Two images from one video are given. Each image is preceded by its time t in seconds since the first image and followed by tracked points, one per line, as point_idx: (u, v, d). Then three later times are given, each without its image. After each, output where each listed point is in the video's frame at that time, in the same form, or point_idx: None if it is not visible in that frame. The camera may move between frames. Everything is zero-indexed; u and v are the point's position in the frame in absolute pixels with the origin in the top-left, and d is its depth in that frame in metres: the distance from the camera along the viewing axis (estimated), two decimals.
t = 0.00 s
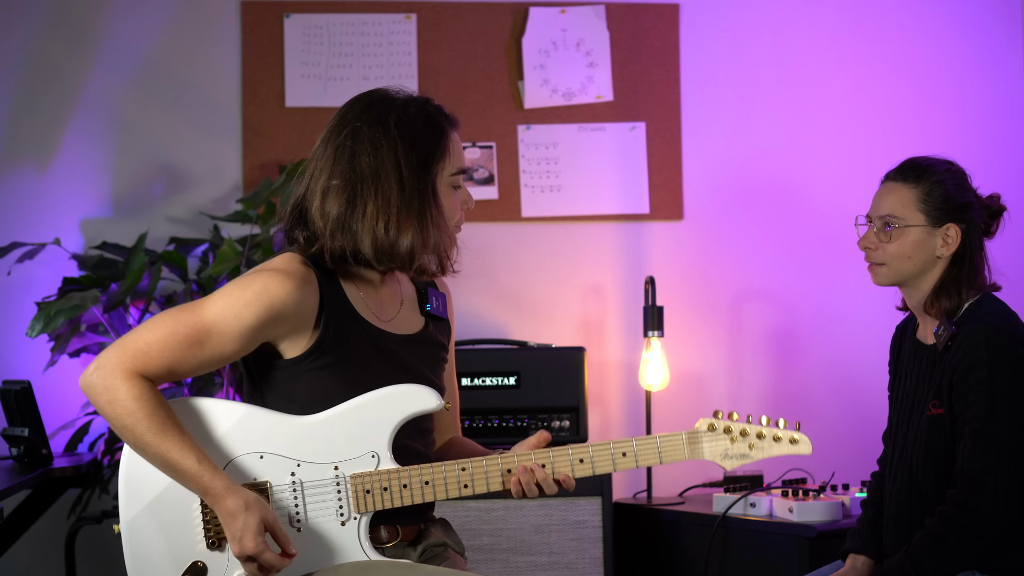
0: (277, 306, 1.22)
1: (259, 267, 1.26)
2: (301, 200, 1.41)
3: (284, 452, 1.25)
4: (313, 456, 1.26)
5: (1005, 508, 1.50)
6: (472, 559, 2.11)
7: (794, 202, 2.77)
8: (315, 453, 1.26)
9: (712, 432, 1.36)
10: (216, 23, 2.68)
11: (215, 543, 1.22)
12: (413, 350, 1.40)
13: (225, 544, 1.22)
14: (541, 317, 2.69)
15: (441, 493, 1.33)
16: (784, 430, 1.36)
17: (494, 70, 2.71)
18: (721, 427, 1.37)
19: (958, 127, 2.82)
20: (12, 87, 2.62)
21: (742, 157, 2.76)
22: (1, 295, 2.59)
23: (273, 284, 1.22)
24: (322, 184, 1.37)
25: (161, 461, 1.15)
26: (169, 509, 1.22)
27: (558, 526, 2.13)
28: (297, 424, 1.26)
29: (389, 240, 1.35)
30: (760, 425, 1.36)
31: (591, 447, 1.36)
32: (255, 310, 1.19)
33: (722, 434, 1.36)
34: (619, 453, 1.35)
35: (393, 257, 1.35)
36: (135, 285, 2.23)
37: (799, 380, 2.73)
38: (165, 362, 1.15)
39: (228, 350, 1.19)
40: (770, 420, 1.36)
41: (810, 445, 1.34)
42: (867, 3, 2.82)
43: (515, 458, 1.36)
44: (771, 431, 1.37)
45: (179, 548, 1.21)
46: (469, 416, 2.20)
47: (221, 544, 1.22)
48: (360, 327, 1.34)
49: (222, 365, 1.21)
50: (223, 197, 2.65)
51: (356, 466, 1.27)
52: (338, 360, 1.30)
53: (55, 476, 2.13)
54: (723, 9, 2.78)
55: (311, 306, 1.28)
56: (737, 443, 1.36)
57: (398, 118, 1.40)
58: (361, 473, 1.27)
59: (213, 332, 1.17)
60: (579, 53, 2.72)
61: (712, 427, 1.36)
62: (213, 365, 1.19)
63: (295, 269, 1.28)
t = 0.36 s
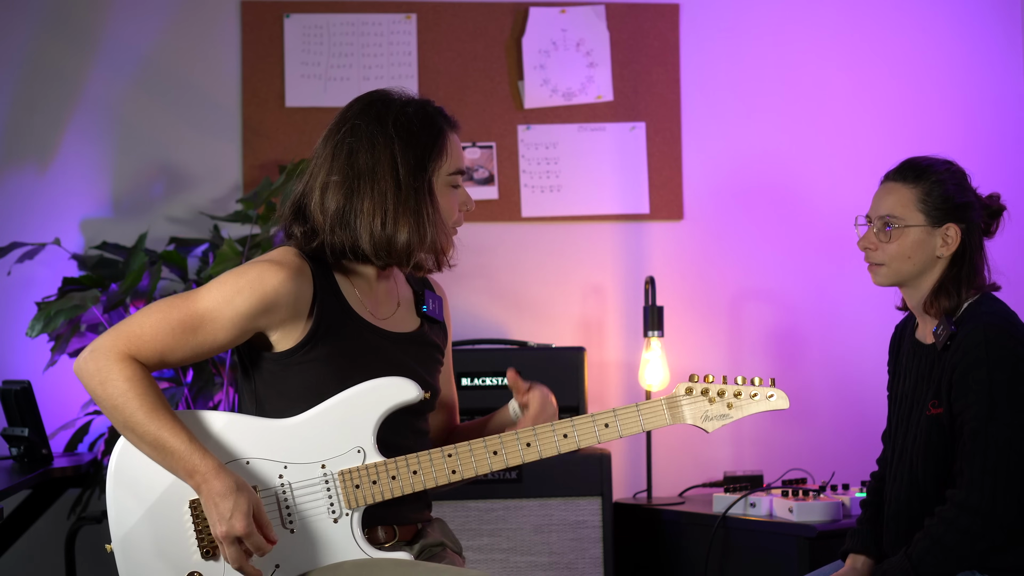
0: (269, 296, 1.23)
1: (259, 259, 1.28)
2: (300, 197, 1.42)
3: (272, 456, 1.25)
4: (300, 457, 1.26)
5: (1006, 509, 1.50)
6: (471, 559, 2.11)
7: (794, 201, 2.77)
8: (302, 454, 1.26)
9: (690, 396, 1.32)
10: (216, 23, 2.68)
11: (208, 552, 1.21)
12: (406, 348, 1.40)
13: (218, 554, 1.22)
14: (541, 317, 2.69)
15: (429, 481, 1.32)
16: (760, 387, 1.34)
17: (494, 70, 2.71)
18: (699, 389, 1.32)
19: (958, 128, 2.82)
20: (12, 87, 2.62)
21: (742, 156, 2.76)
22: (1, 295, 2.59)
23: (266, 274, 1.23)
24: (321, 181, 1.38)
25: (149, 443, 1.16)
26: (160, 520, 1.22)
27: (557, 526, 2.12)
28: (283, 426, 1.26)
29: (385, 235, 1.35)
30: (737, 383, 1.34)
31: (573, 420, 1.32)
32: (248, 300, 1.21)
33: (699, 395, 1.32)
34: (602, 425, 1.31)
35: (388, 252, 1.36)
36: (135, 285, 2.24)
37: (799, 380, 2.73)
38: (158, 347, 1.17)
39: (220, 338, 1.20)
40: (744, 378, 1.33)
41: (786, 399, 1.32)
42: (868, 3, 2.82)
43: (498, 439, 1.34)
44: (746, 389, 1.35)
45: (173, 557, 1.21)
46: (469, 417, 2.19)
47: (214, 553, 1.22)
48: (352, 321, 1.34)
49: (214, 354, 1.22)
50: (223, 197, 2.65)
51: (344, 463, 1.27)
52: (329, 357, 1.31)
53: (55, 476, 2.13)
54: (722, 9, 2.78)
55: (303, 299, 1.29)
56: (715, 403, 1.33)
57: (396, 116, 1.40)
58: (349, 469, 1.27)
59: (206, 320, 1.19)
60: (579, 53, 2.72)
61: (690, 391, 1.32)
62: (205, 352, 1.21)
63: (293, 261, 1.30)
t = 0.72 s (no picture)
0: (270, 297, 1.23)
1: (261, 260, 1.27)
2: (306, 192, 1.41)
3: (275, 455, 1.25)
4: (304, 456, 1.26)
5: (1005, 509, 1.50)
6: (471, 559, 2.11)
7: (794, 201, 2.77)
8: (306, 454, 1.26)
9: (692, 403, 1.33)
10: (216, 23, 2.68)
11: (212, 550, 1.21)
12: (407, 347, 1.40)
13: (223, 550, 1.22)
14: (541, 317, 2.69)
15: (433, 483, 1.31)
16: (761, 395, 1.35)
17: (494, 71, 2.71)
18: (700, 396, 1.34)
19: (958, 127, 2.82)
20: (12, 87, 2.62)
21: (742, 156, 2.76)
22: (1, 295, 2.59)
23: (265, 275, 1.23)
24: (327, 179, 1.37)
25: (160, 446, 1.18)
26: (164, 517, 1.22)
27: (557, 526, 2.12)
28: (287, 425, 1.26)
29: (388, 242, 1.35)
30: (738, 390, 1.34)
31: (576, 425, 1.32)
32: (247, 302, 1.21)
33: (701, 403, 1.33)
34: (604, 429, 1.32)
35: (390, 261, 1.36)
36: (135, 285, 2.24)
37: (799, 381, 2.73)
38: (161, 355, 1.18)
39: (222, 343, 1.21)
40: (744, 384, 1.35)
41: (787, 408, 1.34)
42: (868, 4, 2.82)
43: (502, 442, 1.33)
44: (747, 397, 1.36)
45: (177, 555, 1.21)
46: (469, 416, 2.19)
47: (219, 550, 1.22)
48: (354, 322, 1.34)
49: (220, 360, 1.23)
50: (223, 197, 2.65)
51: (348, 463, 1.27)
52: (332, 356, 1.30)
53: (55, 476, 2.13)
54: (722, 9, 2.78)
55: (303, 298, 1.28)
56: (716, 411, 1.34)
57: (411, 125, 1.39)
58: (353, 469, 1.27)
59: (206, 325, 1.20)
60: (579, 53, 2.72)
61: (692, 398, 1.33)
62: (209, 359, 1.21)
63: (291, 261, 1.30)
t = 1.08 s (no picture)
0: (274, 304, 1.24)
1: (258, 262, 1.28)
2: (297, 198, 1.42)
3: (276, 456, 1.25)
4: (305, 457, 1.26)
5: (1006, 509, 1.50)
6: (471, 559, 2.11)
7: (794, 201, 2.77)
8: (306, 454, 1.26)
9: (695, 405, 1.31)
10: (216, 23, 2.68)
11: (211, 551, 1.22)
12: (407, 351, 1.40)
13: (222, 551, 1.22)
14: (541, 317, 2.69)
15: (433, 485, 1.31)
16: (766, 397, 1.32)
17: (494, 71, 2.71)
18: (705, 399, 1.31)
19: (958, 127, 2.83)
20: (12, 87, 2.62)
21: (742, 156, 2.76)
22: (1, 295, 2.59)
23: (268, 282, 1.24)
24: (316, 182, 1.38)
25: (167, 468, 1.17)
26: (163, 519, 1.22)
27: (557, 526, 2.13)
28: (288, 426, 1.26)
29: (380, 235, 1.35)
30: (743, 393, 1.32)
31: (578, 427, 1.31)
32: (251, 308, 1.21)
33: (705, 406, 1.31)
34: (606, 433, 1.30)
35: (386, 252, 1.36)
36: (135, 285, 2.24)
37: (799, 380, 2.73)
38: (166, 370, 1.17)
39: (227, 351, 1.21)
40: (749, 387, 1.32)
41: (791, 412, 1.29)
42: (867, 4, 2.82)
43: (503, 444, 1.33)
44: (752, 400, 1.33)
45: (176, 556, 1.22)
46: (468, 417, 2.19)
47: (218, 551, 1.22)
48: (355, 324, 1.34)
49: (219, 366, 1.22)
50: (223, 197, 2.65)
51: (348, 464, 1.27)
52: (335, 357, 1.31)
53: (55, 476, 2.13)
54: (722, 9, 2.78)
55: (304, 300, 1.29)
56: (720, 413, 1.32)
57: (390, 116, 1.40)
58: (354, 471, 1.27)
59: (212, 336, 1.19)
60: (579, 53, 2.72)
61: (695, 400, 1.31)
62: (213, 367, 1.21)
63: (291, 265, 1.30)
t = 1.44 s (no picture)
0: (267, 306, 1.24)
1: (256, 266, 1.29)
2: (291, 200, 1.42)
3: (271, 459, 1.25)
4: (300, 459, 1.26)
5: (1006, 509, 1.50)
6: (471, 559, 2.11)
7: (794, 201, 2.77)
8: (301, 455, 1.26)
9: (688, 390, 1.29)
10: (216, 23, 2.68)
11: (211, 557, 1.24)
12: (405, 351, 1.40)
13: (222, 556, 1.24)
14: (541, 317, 2.69)
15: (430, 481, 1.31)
16: (759, 378, 1.30)
17: (494, 71, 2.71)
18: (698, 382, 1.30)
19: (958, 127, 2.82)
20: (12, 87, 2.62)
21: (742, 155, 2.76)
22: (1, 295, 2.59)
23: (262, 285, 1.24)
24: (310, 183, 1.38)
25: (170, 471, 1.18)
26: (162, 524, 1.23)
27: (557, 526, 2.13)
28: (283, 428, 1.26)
29: (376, 235, 1.35)
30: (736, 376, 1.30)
31: (572, 418, 1.31)
32: (245, 312, 1.22)
33: (698, 390, 1.29)
34: (600, 420, 1.30)
35: (382, 253, 1.36)
36: (135, 285, 2.24)
37: (799, 380, 2.73)
38: (166, 377, 1.19)
39: (224, 356, 1.22)
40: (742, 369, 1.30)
41: (784, 393, 1.28)
42: (867, 4, 2.82)
43: (498, 437, 1.33)
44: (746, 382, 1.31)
45: (175, 561, 1.23)
46: (469, 417, 2.19)
47: (218, 556, 1.24)
48: (351, 326, 1.34)
49: (221, 374, 1.24)
50: (223, 197, 2.65)
51: (344, 464, 1.27)
52: (333, 357, 1.32)
53: (55, 476, 2.13)
54: (722, 9, 2.78)
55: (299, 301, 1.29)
56: (714, 397, 1.30)
57: (384, 115, 1.39)
58: (349, 470, 1.27)
59: (207, 341, 1.21)
60: (579, 53, 2.71)
61: (688, 384, 1.29)
62: (213, 374, 1.22)
63: (286, 268, 1.31)
